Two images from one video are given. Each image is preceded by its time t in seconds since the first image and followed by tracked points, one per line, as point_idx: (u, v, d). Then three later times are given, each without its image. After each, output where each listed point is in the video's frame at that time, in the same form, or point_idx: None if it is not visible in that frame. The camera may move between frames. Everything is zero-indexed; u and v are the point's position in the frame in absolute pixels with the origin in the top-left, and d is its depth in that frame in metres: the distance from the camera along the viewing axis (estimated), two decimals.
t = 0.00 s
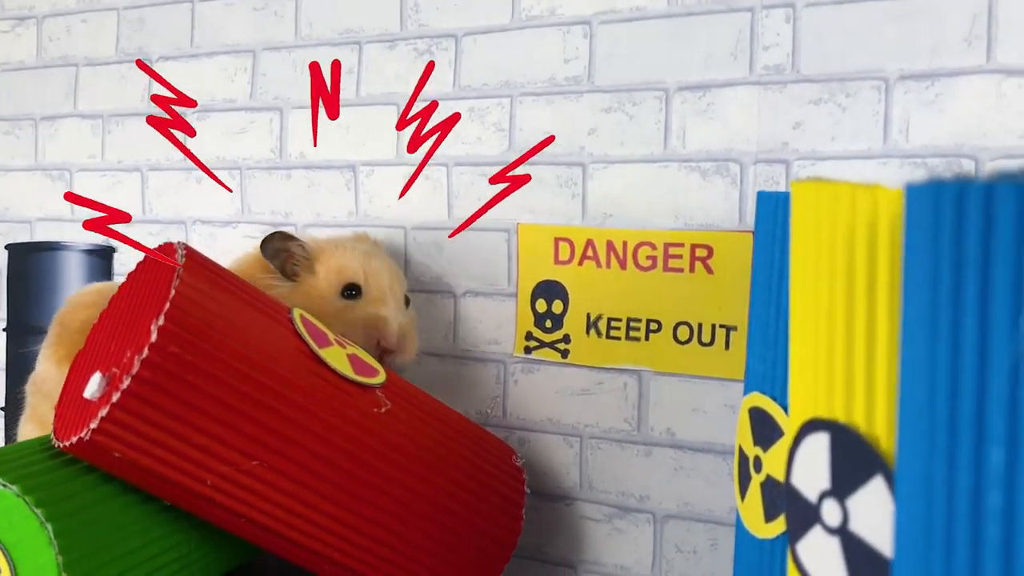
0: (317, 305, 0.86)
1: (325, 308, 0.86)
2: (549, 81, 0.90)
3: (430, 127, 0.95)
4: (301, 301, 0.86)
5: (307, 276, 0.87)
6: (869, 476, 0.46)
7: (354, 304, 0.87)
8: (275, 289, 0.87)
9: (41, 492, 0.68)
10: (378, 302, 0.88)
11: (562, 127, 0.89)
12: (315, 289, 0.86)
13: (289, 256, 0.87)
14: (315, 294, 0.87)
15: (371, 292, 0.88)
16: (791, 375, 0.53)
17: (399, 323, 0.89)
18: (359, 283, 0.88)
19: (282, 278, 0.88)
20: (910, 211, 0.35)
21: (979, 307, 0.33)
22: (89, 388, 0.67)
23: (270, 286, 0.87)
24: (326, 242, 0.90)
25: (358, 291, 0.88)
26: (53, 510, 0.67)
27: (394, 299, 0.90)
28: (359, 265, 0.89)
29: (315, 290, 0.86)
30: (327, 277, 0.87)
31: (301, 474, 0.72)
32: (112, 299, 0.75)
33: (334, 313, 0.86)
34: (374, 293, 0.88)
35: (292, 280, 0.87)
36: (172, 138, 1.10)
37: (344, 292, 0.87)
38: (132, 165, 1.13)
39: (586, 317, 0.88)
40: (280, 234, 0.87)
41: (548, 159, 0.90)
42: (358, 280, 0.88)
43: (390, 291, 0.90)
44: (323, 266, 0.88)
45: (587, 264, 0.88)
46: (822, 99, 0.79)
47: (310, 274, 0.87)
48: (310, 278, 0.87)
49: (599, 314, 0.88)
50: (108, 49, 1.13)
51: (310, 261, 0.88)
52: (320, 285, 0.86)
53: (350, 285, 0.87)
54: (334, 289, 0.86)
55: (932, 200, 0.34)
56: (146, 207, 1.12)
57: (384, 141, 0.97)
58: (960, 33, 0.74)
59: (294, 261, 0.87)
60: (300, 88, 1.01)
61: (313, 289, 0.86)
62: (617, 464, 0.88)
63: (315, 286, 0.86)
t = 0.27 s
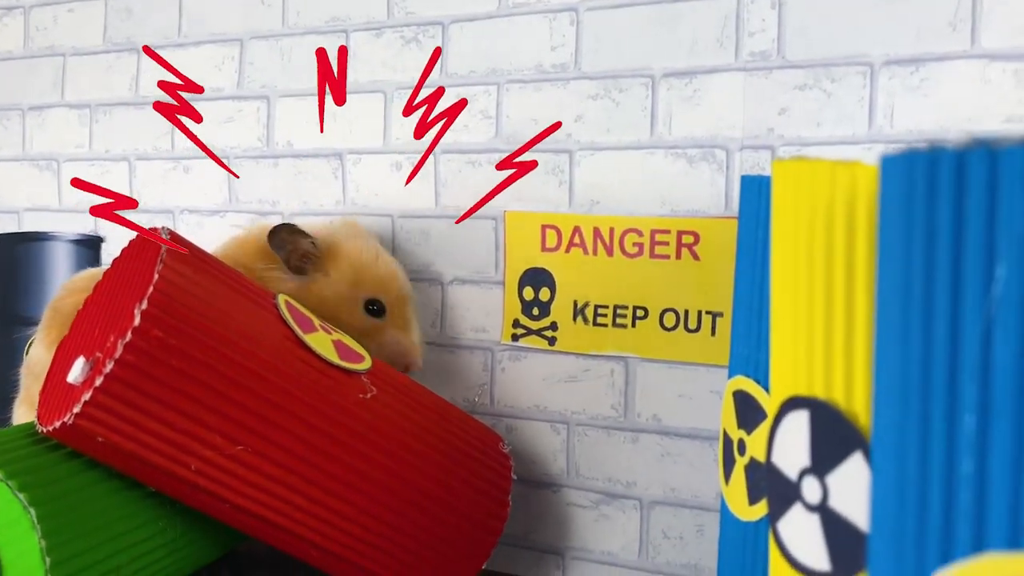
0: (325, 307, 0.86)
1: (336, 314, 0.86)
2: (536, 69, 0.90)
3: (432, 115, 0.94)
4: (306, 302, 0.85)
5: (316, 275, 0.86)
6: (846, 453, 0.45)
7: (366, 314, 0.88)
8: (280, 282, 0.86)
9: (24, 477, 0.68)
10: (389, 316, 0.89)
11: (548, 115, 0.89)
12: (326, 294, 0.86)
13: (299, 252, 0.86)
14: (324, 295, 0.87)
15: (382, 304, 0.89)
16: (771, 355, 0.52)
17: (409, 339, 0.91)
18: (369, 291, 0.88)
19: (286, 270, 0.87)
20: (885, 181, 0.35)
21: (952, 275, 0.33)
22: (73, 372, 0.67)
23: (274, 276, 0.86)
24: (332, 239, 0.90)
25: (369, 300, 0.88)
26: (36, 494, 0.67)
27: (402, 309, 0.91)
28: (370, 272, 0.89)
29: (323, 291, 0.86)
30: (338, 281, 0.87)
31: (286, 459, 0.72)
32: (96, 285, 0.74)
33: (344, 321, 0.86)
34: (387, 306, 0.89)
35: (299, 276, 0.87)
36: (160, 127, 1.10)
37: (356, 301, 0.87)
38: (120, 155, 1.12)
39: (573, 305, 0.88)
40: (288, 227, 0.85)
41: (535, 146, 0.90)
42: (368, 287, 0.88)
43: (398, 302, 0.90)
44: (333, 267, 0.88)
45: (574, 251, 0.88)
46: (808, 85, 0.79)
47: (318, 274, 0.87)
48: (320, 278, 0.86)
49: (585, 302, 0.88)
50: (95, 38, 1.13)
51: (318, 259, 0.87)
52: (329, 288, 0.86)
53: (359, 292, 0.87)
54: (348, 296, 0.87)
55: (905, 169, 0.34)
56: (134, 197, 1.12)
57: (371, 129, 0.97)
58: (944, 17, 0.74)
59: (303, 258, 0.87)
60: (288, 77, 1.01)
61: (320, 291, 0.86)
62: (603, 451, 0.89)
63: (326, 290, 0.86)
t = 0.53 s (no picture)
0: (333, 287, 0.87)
1: (338, 293, 0.86)
2: (525, 62, 0.90)
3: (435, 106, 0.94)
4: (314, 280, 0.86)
5: (328, 253, 0.87)
6: (824, 436, 0.46)
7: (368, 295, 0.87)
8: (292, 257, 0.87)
9: (17, 465, 0.68)
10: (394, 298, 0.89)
11: (537, 108, 0.90)
12: (334, 273, 0.86)
13: (314, 229, 0.87)
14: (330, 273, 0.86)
15: (387, 288, 0.89)
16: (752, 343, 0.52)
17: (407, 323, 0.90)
18: (376, 273, 0.88)
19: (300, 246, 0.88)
20: (857, 168, 0.36)
21: (918, 256, 0.34)
22: (66, 361, 0.68)
23: (287, 251, 0.87)
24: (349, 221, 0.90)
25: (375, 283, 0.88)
26: (29, 484, 0.68)
27: (408, 296, 0.90)
28: (381, 254, 0.89)
29: (332, 269, 0.86)
30: (348, 260, 0.87)
31: (277, 449, 0.73)
32: (88, 275, 0.75)
33: (345, 299, 0.86)
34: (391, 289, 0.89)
35: (312, 253, 0.87)
36: (152, 121, 1.10)
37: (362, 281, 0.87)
38: (113, 149, 1.13)
39: (562, 296, 0.89)
40: (309, 203, 0.86)
41: (524, 139, 0.91)
42: (376, 270, 0.88)
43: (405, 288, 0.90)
44: (345, 246, 0.88)
45: (562, 243, 0.89)
46: (793, 78, 0.80)
47: (329, 252, 0.87)
48: (331, 255, 0.87)
49: (574, 294, 0.89)
50: (88, 33, 1.14)
51: (333, 238, 0.88)
52: (338, 267, 0.87)
53: (367, 273, 0.88)
54: (354, 276, 0.87)
55: (876, 155, 0.35)
56: (127, 191, 1.12)
57: (362, 123, 0.98)
58: (927, 11, 0.75)
59: (318, 234, 0.87)
60: (280, 71, 1.02)
61: (330, 268, 0.86)
62: (592, 441, 0.90)
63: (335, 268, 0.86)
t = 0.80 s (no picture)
0: (368, 297, 0.88)
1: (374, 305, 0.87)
2: (521, 61, 0.91)
3: (454, 104, 0.94)
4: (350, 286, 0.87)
5: (368, 261, 0.88)
6: (811, 428, 0.47)
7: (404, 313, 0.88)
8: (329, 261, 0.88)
9: (18, 456, 0.69)
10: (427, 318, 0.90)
11: (532, 105, 0.91)
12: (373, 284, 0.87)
13: (354, 234, 0.88)
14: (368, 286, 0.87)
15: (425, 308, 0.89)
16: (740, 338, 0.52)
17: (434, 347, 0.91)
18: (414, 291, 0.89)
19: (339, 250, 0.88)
20: (841, 164, 0.38)
21: (898, 250, 0.35)
22: (66, 355, 0.69)
23: (326, 252, 0.88)
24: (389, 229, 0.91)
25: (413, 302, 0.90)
26: (30, 474, 0.69)
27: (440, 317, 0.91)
28: (420, 270, 0.90)
29: (372, 279, 0.87)
30: (387, 272, 0.88)
31: (275, 442, 0.75)
32: (89, 270, 0.75)
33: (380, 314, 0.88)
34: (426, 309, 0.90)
35: (351, 260, 0.88)
36: (151, 118, 1.11)
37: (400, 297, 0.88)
38: (112, 146, 1.14)
39: (557, 292, 0.90)
40: (348, 208, 0.87)
41: (520, 137, 0.92)
42: (414, 286, 0.89)
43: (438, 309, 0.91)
44: (386, 256, 0.89)
45: (557, 240, 0.90)
46: (785, 77, 0.81)
47: (370, 261, 0.88)
48: (370, 265, 0.88)
49: (569, 289, 0.90)
50: (88, 30, 1.15)
51: (373, 246, 0.89)
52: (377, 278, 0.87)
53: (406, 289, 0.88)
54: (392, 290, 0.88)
55: (858, 152, 0.36)
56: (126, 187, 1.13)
57: (359, 120, 0.99)
58: (917, 11, 0.76)
59: (358, 241, 0.88)
60: (278, 69, 1.03)
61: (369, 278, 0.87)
62: (587, 435, 0.91)
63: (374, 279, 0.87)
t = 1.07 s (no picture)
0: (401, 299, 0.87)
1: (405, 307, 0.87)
2: (519, 55, 0.91)
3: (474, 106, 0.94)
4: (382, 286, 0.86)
5: (403, 263, 0.88)
6: (810, 418, 0.46)
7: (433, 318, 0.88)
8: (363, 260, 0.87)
9: (16, 449, 0.69)
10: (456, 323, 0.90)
11: (530, 99, 0.91)
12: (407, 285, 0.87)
13: (391, 235, 0.88)
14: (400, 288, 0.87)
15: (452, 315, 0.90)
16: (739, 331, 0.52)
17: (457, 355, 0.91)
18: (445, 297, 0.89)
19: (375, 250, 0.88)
20: (840, 155, 0.38)
21: (897, 239, 0.35)
22: (65, 347, 0.68)
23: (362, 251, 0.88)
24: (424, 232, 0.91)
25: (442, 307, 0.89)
26: (28, 467, 0.69)
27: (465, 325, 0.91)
28: (453, 276, 0.90)
29: (407, 281, 0.87)
30: (422, 275, 0.88)
31: (273, 435, 0.75)
32: (88, 262, 0.75)
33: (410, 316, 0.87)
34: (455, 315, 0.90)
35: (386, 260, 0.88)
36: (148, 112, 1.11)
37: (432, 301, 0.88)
38: (109, 140, 1.14)
39: (555, 287, 0.91)
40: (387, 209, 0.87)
41: (518, 131, 0.92)
42: (446, 292, 0.89)
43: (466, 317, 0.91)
44: (421, 259, 0.89)
45: (555, 235, 0.90)
46: (783, 72, 0.81)
47: (404, 262, 0.88)
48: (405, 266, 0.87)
49: (567, 284, 0.90)
50: (85, 24, 1.14)
51: (410, 248, 0.88)
52: (412, 280, 0.87)
53: (437, 294, 0.88)
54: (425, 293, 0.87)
55: (858, 143, 0.37)
56: (123, 181, 1.13)
57: (357, 115, 0.99)
58: (915, 6, 0.77)
59: (394, 241, 0.88)
60: (276, 63, 1.03)
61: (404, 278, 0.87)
62: (584, 429, 0.91)
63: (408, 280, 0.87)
